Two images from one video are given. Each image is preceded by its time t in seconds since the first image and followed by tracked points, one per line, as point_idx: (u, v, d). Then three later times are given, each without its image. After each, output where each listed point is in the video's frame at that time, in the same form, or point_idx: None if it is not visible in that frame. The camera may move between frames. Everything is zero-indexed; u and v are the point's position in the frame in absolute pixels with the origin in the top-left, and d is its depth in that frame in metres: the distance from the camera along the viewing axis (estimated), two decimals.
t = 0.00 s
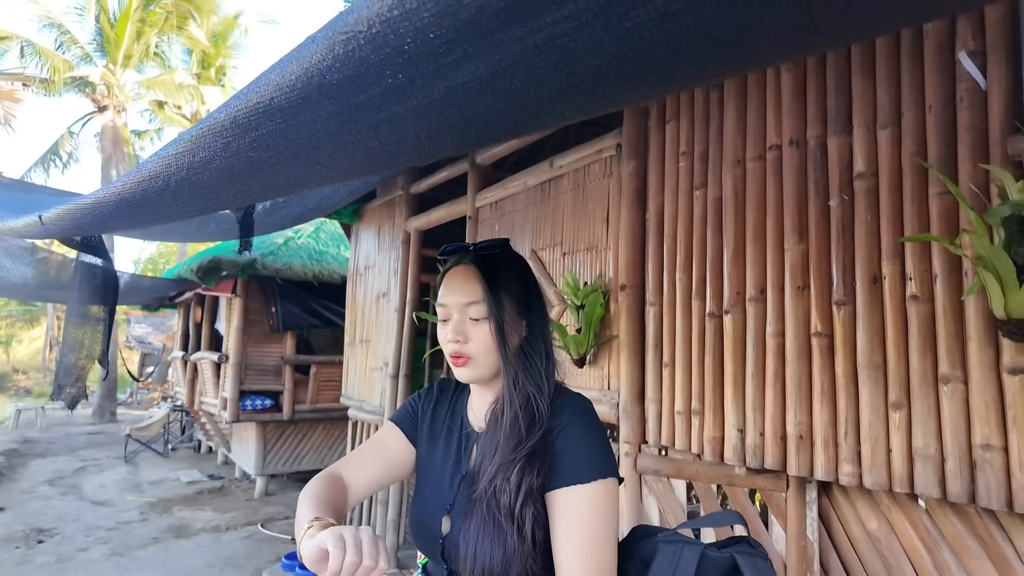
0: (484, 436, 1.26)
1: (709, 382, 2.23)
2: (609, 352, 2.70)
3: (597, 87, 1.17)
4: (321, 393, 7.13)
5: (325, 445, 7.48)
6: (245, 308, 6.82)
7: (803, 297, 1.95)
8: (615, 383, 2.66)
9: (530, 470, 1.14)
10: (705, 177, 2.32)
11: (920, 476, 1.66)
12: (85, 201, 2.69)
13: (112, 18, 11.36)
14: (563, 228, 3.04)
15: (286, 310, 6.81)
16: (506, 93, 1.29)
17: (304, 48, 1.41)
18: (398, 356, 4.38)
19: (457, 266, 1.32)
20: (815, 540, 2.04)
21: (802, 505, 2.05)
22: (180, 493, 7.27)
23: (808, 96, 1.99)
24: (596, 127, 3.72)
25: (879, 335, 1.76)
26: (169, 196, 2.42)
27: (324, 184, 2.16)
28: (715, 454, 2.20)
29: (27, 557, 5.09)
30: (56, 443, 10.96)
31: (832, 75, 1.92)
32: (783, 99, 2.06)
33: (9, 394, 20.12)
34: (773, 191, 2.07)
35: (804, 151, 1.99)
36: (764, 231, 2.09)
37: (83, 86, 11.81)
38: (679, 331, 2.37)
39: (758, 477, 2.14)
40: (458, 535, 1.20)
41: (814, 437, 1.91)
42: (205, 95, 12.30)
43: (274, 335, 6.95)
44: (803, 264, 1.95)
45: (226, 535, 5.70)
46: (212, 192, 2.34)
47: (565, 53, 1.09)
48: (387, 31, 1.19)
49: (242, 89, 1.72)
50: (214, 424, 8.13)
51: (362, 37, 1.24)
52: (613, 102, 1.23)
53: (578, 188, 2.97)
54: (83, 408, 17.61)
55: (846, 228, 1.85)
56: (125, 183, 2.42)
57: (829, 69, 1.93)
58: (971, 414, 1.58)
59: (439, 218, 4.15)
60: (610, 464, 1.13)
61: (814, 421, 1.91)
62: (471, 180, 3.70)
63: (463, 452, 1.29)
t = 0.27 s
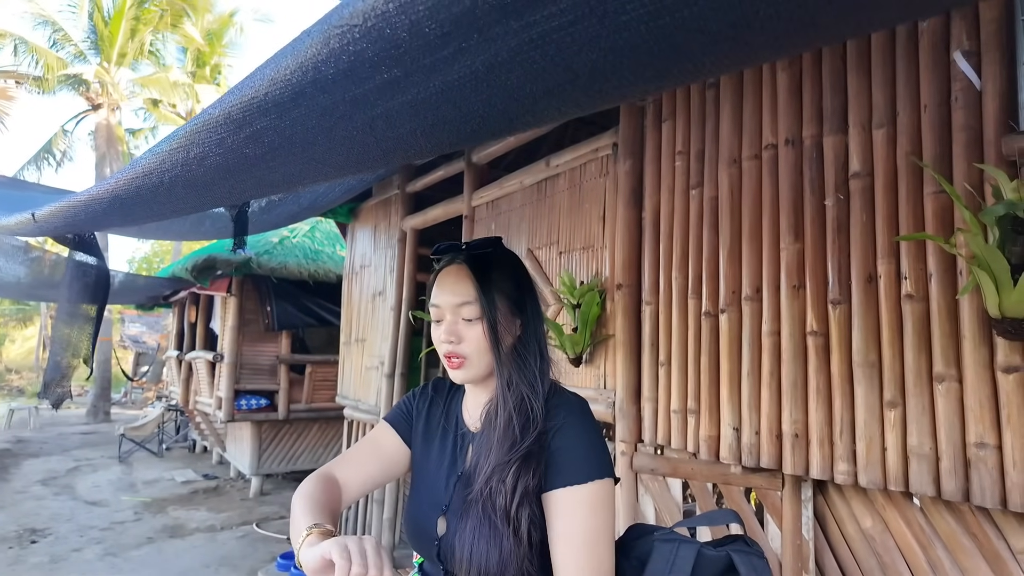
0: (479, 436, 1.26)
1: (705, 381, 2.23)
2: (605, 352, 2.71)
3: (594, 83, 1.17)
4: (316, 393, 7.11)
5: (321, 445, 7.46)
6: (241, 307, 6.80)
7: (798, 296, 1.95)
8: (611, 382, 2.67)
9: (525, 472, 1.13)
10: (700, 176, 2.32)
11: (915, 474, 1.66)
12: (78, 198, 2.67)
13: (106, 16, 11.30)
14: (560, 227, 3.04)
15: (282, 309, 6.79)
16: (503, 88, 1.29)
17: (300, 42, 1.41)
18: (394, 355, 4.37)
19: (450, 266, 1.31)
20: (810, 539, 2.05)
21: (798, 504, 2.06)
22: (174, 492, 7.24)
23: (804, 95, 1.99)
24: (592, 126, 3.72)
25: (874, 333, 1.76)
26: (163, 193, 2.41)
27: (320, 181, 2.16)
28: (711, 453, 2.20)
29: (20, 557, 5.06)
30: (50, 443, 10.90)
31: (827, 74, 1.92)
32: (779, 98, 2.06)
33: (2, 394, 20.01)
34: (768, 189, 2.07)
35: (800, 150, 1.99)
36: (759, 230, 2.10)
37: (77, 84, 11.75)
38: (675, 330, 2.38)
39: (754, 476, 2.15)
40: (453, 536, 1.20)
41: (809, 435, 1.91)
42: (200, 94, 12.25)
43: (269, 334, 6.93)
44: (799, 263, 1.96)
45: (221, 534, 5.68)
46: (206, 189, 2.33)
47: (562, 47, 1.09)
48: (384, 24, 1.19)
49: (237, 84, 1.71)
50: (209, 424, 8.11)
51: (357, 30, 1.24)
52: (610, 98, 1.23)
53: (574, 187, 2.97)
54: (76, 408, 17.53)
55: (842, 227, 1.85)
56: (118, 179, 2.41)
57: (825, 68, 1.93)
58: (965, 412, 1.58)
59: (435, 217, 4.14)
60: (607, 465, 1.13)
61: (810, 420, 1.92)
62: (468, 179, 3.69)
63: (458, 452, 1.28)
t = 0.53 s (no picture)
0: (477, 436, 1.25)
1: (703, 380, 2.23)
2: (604, 351, 2.70)
3: (593, 77, 1.16)
4: (314, 392, 7.09)
5: (318, 444, 7.45)
6: (238, 307, 6.78)
7: (797, 295, 1.95)
8: (609, 381, 2.67)
9: (523, 473, 1.13)
10: (699, 175, 2.32)
11: (914, 473, 1.66)
12: (73, 195, 2.65)
13: (103, 14, 11.26)
14: (558, 226, 3.04)
15: (279, 309, 6.77)
16: (502, 83, 1.29)
17: (298, 37, 1.40)
18: (392, 354, 4.37)
19: (446, 265, 1.31)
20: (808, 538, 2.05)
21: (796, 503, 2.06)
22: (171, 492, 7.23)
23: (803, 94, 1.99)
24: (590, 125, 3.72)
25: (873, 332, 1.76)
26: (159, 190, 2.39)
27: (317, 178, 2.15)
28: (710, 452, 2.20)
29: (16, 557, 5.05)
30: (47, 442, 10.87)
31: (827, 73, 1.92)
32: (778, 97, 2.06)
33: None
34: (767, 188, 2.07)
35: (799, 149, 1.99)
36: (758, 230, 2.09)
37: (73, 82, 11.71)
38: (674, 329, 2.38)
39: (752, 475, 2.15)
40: (452, 537, 1.19)
41: (808, 434, 1.91)
42: (197, 92, 12.23)
43: (267, 333, 6.91)
44: (798, 263, 1.96)
45: (218, 534, 5.67)
46: (202, 185, 2.31)
47: (562, 41, 1.09)
48: (382, 19, 1.19)
49: (234, 80, 1.70)
50: (206, 423, 8.09)
51: (354, 25, 1.23)
52: (610, 92, 1.22)
53: (573, 186, 2.96)
54: (73, 407, 17.49)
55: (841, 226, 1.85)
56: (114, 176, 2.39)
57: (823, 67, 1.93)
58: (964, 411, 1.58)
59: (433, 216, 4.13)
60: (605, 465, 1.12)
61: (808, 419, 1.92)
62: (466, 178, 3.68)
63: (456, 453, 1.28)
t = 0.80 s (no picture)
0: (477, 434, 1.25)
1: (703, 378, 2.23)
2: (603, 350, 2.70)
3: (595, 69, 1.16)
4: (313, 391, 7.08)
5: (317, 444, 7.45)
6: (237, 305, 6.77)
7: (797, 293, 1.95)
8: (609, 380, 2.66)
9: (522, 470, 1.12)
10: (699, 173, 2.32)
11: (915, 471, 1.66)
12: (71, 192, 2.64)
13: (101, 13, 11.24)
14: (558, 225, 3.03)
15: (278, 308, 6.76)
16: (504, 77, 1.28)
17: (298, 30, 1.40)
18: (391, 353, 4.36)
19: (460, 254, 1.35)
20: (808, 536, 2.04)
21: (796, 501, 2.06)
22: (170, 491, 7.22)
23: (803, 92, 1.98)
24: (590, 123, 3.71)
25: (874, 329, 1.76)
26: (158, 186, 2.38)
27: (317, 174, 2.14)
28: (710, 450, 2.20)
29: (15, 556, 5.04)
30: (45, 441, 10.86)
31: (827, 70, 1.92)
32: (778, 94, 2.06)
33: None
34: (768, 185, 2.06)
35: (799, 146, 1.99)
36: (758, 228, 2.09)
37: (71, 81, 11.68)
38: (674, 327, 2.37)
39: (752, 473, 2.15)
40: (453, 537, 1.19)
41: (808, 432, 1.91)
42: (196, 91, 12.21)
43: (266, 332, 6.90)
44: (798, 260, 1.95)
45: (217, 533, 5.66)
46: (202, 181, 2.31)
47: (564, 33, 1.08)
48: (383, 11, 1.18)
49: (234, 74, 1.70)
50: (206, 422, 8.09)
51: (356, 17, 1.23)
52: (611, 86, 1.22)
53: (572, 185, 2.96)
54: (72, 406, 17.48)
55: (841, 223, 1.85)
56: (112, 173, 2.38)
57: (824, 64, 1.93)
58: (964, 409, 1.58)
59: (432, 215, 4.13)
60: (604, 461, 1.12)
61: (809, 417, 1.91)
62: (465, 176, 3.68)
63: (455, 451, 1.27)
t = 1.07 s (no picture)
0: (478, 434, 1.24)
1: (705, 376, 2.23)
2: (604, 348, 2.70)
3: (601, 62, 1.15)
4: (313, 390, 7.08)
5: (317, 442, 7.45)
6: (237, 304, 6.76)
7: (799, 291, 1.94)
8: (610, 378, 2.66)
9: (525, 469, 1.12)
10: (701, 171, 2.31)
11: (917, 469, 1.65)
12: (71, 187, 2.63)
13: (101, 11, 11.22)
14: (559, 223, 3.03)
15: (278, 306, 6.76)
16: (509, 70, 1.28)
17: (300, 23, 1.39)
18: (392, 352, 4.36)
19: (479, 246, 1.38)
20: (810, 535, 2.04)
21: (798, 500, 2.05)
22: (170, 490, 7.21)
23: (806, 89, 1.98)
24: (591, 122, 3.71)
25: (877, 327, 1.76)
26: (159, 181, 2.38)
27: (318, 169, 2.14)
28: (711, 449, 2.19)
29: (15, 554, 5.03)
30: (45, 440, 10.85)
31: (830, 68, 1.91)
32: (781, 91, 2.05)
33: None
34: (770, 183, 2.06)
35: (801, 144, 1.98)
36: (760, 226, 2.09)
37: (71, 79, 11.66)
38: (675, 326, 2.37)
39: (754, 472, 2.15)
40: (454, 538, 1.18)
41: (810, 431, 1.91)
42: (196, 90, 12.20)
43: (266, 331, 6.89)
44: (800, 258, 1.95)
45: (217, 532, 5.66)
46: (201, 176, 2.30)
47: (570, 24, 1.07)
48: (387, 3, 1.17)
49: (235, 68, 1.69)
50: (205, 421, 8.08)
51: (359, 10, 1.22)
52: (616, 78, 1.21)
53: (573, 183, 2.95)
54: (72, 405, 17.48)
55: (843, 221, 1.85)
56: (112, 169, 2.38)
57: (827, 61, 1.92)
58: (967, 407, 1.58)
59: (432, 213, 4.12)
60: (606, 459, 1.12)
61: (811, 415, 1.91)
62: (466, 174, 3.67)
63: (456, 451, 1.27)
